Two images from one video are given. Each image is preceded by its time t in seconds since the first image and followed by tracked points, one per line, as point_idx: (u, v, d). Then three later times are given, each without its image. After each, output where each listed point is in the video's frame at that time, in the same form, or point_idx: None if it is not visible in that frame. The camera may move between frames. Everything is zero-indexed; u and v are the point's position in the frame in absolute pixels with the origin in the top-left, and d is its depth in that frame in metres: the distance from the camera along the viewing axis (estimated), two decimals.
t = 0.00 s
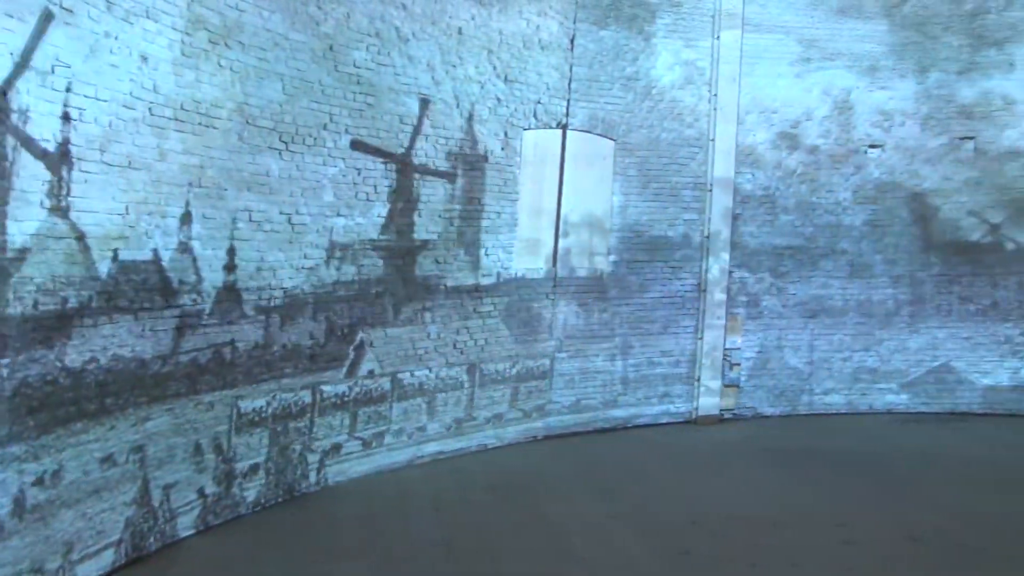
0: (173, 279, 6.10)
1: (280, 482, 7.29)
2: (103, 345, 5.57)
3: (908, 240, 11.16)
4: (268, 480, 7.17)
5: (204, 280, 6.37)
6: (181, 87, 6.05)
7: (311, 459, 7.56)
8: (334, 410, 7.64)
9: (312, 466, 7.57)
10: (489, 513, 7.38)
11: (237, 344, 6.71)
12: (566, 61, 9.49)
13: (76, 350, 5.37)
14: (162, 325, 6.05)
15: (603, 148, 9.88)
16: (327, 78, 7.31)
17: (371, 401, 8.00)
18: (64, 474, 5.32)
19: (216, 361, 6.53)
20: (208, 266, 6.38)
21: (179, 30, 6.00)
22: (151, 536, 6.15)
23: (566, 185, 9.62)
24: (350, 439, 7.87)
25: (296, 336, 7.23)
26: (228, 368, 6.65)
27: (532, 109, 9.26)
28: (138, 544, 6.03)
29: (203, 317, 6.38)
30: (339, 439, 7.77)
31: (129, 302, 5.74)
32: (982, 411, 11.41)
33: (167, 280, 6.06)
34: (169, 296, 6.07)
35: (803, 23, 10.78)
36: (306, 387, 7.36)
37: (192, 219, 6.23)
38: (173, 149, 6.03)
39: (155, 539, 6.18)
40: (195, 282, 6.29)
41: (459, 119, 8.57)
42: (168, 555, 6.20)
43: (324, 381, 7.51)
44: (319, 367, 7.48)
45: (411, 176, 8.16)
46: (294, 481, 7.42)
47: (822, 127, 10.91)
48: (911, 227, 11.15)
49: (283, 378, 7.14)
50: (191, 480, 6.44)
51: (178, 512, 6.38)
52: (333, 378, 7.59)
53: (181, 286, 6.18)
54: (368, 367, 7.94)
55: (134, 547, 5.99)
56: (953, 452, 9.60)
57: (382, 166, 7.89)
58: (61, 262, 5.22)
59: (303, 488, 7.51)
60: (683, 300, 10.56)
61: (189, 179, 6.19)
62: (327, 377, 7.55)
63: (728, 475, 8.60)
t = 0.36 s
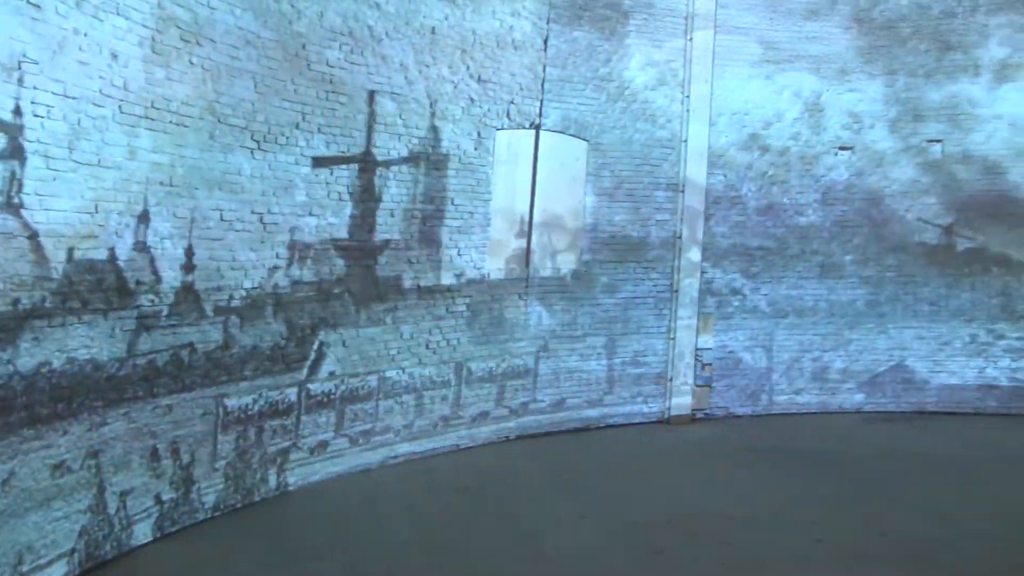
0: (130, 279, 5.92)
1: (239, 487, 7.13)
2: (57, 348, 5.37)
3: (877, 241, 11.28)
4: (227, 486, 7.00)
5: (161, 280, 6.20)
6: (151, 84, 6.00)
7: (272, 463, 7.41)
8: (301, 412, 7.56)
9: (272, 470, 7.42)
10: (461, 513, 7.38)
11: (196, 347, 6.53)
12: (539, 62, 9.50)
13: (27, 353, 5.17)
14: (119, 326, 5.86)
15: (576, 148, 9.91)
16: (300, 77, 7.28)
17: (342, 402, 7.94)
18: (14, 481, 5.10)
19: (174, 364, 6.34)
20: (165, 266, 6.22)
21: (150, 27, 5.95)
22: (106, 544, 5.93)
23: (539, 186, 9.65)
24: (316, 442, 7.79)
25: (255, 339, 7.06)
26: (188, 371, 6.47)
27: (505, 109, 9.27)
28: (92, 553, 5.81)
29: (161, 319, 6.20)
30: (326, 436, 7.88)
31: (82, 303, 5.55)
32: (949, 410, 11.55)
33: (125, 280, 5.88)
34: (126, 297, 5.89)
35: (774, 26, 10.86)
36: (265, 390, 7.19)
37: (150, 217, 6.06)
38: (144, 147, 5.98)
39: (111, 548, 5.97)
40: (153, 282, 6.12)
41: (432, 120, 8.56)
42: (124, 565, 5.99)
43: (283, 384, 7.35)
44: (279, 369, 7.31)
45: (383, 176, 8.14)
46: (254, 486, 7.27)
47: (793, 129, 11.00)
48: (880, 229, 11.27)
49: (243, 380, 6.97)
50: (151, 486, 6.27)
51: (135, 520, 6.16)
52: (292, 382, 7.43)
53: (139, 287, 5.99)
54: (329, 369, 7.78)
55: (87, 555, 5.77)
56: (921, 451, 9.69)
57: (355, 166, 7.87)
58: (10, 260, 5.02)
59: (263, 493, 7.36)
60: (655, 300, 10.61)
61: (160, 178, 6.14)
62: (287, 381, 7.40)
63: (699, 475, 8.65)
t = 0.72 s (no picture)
0: (85, 280, 5.77)
1: (198, 492, 6.96)
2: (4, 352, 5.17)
3: (846, 242, 11.40)
4: (185, 492, 6.84)
5: (117, 280, 6.03)
6: (120, 82, 5.94)
7: (231, 467, 7.25)
8: (268, 413, 7.49)
9: (231, 474, 7.27)
10: (432, 513, 7.39)
11: (152, 348, 6.37)
12: (511, 62, 9.52)
13: None
14: (71, 329, 5.68)
15: (548, 149, 9.92)
16: (271, 76, 7.24)
17: (309, 402, 7.85)
18: None
19: (129, 365, 6.17)
20: (121, 266, 6.05)
21: (119, 24, 5.89)
22: (59, 554, 5.75)
23: (511, 187, 9.66)
24: (282, 444, 7.73)
25: (214, 339, 6.92)
26: (144, 373, 6.31)
27: (478, 109, 9.27)
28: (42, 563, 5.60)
29: (117, 321, 6.04)
30: (311, 434, 7.99)
31: (32, 304, 5.37)
32: (915, 409, 11.70)
33: (79, 281, 5.73)
34: (79, 299, 5.73)
35: (745, 28, 10.94)
36: (226, 392, 7.05)
37: (105, 215, 5.90)
38: (113, 146, 5.93)
39: (62, 557, 5.78)
40: (108, 283, 5.95)
41: (404, 119, 8.54)
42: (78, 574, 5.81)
43: (247, 386, 7.25)
44: (238, 371, 7.16)
45: (355, 176, 8.12)
46: (213, 490, 7.11)
47: (764, 130, 11.08)
48: (849, 230, 11.39)
49: (202, 383, 6.82)
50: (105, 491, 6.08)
51: (90, 527, 5.98)
52: (251, 384, 7.28)
53: (93, 287, 5.83)
54: (289, 371, 7.64)
55: (37, 566, 5.56)
56: (890, 450, 9.78)
57: (326, 165, 7.84)
58: None
59: (222, 498, 7.21)
60: (627, 300, 10.65)
61: (130, 178, 6.09)
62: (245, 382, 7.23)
63: (670, 474, 8.71)
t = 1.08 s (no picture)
0: (41, 280, 5.61)
1: (155, 498, 6.81)
2: None
3: (816, 243, 11.51)
4: (142, 498, 6.68)
5: (73, 280, 5.88)
6: (88, 79, 5.88)
7: (189, 470, 7.10)
8: (237, 414, 7.45)
9: (189, 479, 7.12)
10: (404, 513, 7.38)
11: (109, 350, 6.19)
12: (484, 62, 9.52)
13: None
14: (24, 330, 5.50)
15: (521, 150, 9.94)
16: (243, 74, 7.20)
17: (294, 400, 7.98)
18: None
19: (86, 366, 5.99)
20: (78, 265, 5.90)
21: (87, 21, 5.84)
22: (10, 563, 5.49)
23: (484, 187, 9.69)
24: (250, 445, 7.66)
25: (172, 339, 6.76)
26: (101, 375, 6.13)
27: (450, 109, 9.27)
28: None
29: (73, 322, 5.88)
30: (299, 431, 8.13)
31: None
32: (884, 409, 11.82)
33: (34, 282, 5.56)
34: (34, 299, 5.57)
35: (717, 30, 11.01)
36: (190, 394, 6.97)
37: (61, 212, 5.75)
38: (82, 144, 5.87)
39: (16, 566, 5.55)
40: (64, 282, 5.79)
41: (377, 119, 8.52)
42: None
43: (214, 387, 7.20)
44: (197, 374, 7.01)
45: (328, 176, 8.11)
46: (170, 496, 6.95)
47: (735, 132, 11.16)
48: (818, 231, 11.50)
49: (160, 386, 6.68)
50: (60, 498, 5.88)
51: (44, 536, 5.78)
52: (210, 387, 7.15)
53: (48, 287, 5.67)
54: (248, 373, 7.51)
55: None
56: (859, 450, 9.85)
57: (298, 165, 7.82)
58: None
59: (179, 504, 7.05)
60: (599, 301, 10.68)
61: (99, 177, 6.04)
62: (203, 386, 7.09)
63: (642, 473, 8.76)
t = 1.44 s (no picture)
0: None
1: (112, 504, 6.65)
2: None
3: (786, 244, 11.60)
4: (99, 505, 6.53)
5: (28, 280, 5.69)
6: (55, 76, 5.81)
7: (150, 474, 6.98)
8: (205, 414, 7.40)
9: (149, 484, 6.99)
10: (377, 513, 7.38)
11: (65, 352, 6.02)
12: (457, 62, 9.52)
13: None
14: None
15: (493, 150, 9.93)
16: (214, 72, 7.16)
17: (282, 397, 8.11)
18: None
19: (42, 369, 5.81)
20: (33, 264, 5.72)
21: (55, 17, 5.78)
22: None
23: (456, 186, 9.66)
24: (230, 444, 7.72)
25: (133, 340, 6.62)
26: (57, 378, 5.95)
27: (423, 109, 9.26)
28: None
29: (29, 324, 5.69)
30: (287, 428, 8.25)
31: None
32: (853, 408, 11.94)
33: None
34: None
35: (689, 32, 11.08)
36: (153, 396, 6.87)
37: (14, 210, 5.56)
38: (50, 142, 5.81)
39: None
40: (20, 282, 5.61)
41: (349, 118, 8.49)
42: None
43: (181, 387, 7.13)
44: (155, 376, 6.87)
45: (300, 175, 8.08)
46: (128, 501, 6.81)
47: (706, 133, 11.23)
48: (789, 232, 11.59)
49: (118, 390, 6.52)
50: (12, 507, 5.69)
51: None
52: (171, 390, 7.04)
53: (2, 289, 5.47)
54: (210, 374, 7.41)
55: None
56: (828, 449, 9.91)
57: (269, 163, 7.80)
58: None
59: (139, 510, 6.92)
60: (572, 301, 10.70)
61: (67, 176, 5.97)
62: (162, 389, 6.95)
63: (614, 472, 8.81)
